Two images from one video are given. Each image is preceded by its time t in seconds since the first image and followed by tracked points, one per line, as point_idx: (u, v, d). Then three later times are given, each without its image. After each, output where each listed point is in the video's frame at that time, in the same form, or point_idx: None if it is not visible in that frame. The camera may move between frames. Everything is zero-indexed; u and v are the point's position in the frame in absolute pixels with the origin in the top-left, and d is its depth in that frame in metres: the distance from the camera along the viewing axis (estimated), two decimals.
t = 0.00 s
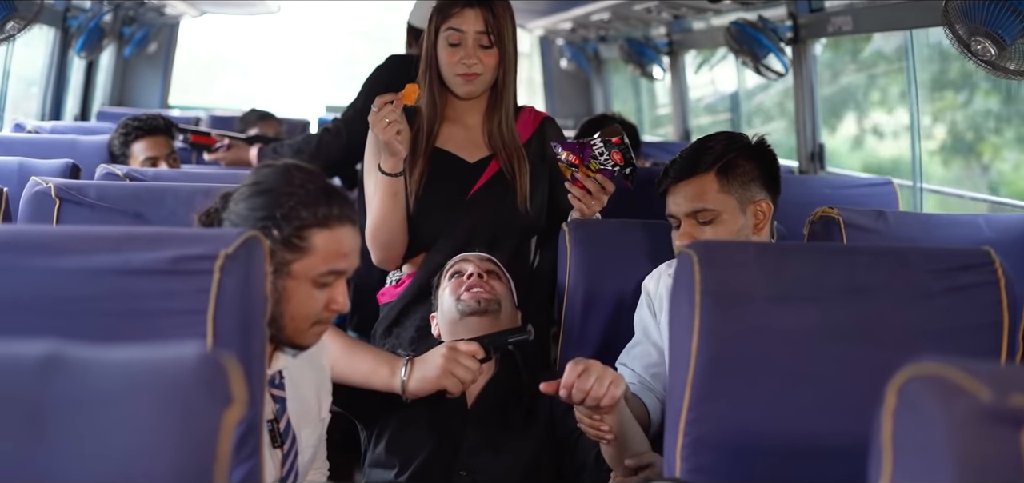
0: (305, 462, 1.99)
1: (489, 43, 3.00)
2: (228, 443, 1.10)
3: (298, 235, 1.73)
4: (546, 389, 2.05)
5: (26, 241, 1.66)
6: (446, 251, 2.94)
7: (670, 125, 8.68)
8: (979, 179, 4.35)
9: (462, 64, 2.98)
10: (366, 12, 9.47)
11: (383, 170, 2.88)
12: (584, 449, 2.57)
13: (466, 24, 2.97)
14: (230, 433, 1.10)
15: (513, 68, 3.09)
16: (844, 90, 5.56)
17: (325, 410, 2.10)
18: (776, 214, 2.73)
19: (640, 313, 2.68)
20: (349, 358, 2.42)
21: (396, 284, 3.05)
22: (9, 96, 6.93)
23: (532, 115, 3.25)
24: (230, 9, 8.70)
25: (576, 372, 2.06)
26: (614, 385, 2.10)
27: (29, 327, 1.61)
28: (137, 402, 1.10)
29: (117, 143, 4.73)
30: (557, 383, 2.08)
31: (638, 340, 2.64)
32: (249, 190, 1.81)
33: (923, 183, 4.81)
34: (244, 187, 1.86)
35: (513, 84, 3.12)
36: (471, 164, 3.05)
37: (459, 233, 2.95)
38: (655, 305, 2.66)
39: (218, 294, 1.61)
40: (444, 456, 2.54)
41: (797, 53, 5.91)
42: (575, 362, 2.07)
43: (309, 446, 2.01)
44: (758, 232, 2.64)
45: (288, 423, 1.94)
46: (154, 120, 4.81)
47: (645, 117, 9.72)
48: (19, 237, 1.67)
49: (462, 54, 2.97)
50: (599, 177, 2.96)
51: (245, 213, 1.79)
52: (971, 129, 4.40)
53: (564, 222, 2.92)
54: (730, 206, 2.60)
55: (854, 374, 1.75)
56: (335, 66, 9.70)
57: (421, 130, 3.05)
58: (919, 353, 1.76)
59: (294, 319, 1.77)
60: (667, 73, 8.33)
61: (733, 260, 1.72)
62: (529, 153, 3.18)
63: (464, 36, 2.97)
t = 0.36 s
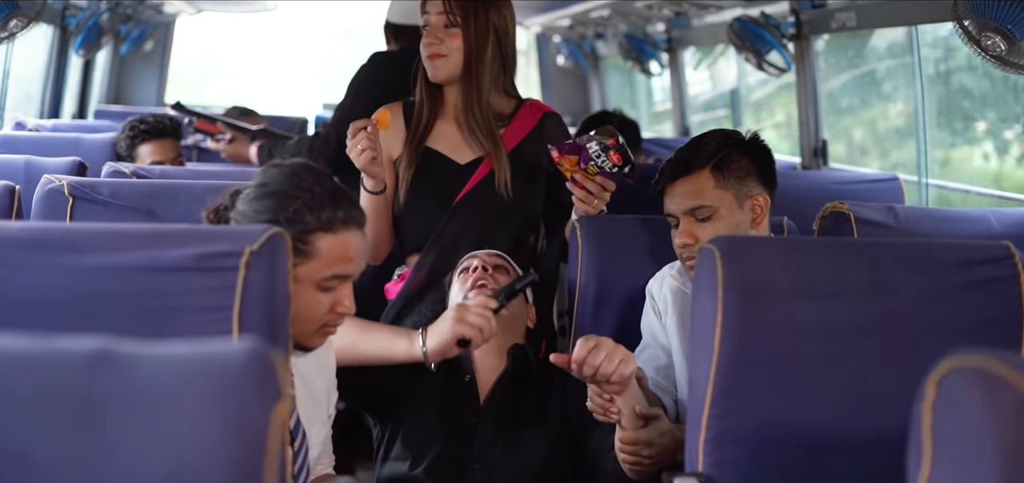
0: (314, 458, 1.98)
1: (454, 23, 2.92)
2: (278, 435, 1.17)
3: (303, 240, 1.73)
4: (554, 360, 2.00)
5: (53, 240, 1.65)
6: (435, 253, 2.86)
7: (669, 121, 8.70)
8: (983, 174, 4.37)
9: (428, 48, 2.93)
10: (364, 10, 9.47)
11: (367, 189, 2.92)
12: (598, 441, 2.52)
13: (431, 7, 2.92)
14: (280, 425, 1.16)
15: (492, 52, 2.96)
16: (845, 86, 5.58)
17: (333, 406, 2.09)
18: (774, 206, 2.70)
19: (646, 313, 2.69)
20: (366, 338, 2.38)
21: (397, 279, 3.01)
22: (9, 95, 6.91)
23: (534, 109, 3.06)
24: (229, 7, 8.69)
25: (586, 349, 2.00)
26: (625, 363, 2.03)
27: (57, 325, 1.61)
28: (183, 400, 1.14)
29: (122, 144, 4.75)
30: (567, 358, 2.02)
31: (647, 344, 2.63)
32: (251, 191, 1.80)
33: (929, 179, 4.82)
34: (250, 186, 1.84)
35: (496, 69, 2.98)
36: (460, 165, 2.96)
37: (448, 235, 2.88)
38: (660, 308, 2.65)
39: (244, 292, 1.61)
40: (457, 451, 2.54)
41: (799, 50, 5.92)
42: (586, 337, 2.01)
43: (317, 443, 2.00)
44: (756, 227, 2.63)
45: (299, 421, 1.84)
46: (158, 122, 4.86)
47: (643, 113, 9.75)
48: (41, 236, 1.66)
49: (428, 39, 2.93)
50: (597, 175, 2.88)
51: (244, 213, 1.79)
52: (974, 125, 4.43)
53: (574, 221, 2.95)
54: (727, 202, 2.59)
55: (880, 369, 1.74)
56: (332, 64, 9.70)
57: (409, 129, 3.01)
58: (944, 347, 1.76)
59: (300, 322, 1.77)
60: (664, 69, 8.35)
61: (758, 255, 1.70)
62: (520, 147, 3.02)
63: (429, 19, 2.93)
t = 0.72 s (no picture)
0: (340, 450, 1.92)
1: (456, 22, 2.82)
2: (310, 424, 1.18)
3: (322, 231, 1.73)
4: (572, 358, 2.00)
5: (75, 234, 1.65)
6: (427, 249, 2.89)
7: (673, 120, 8.71)
8: (990, 171, 4.38)
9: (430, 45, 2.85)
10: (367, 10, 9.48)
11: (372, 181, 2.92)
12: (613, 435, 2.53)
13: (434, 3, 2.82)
14: (311, 415, 1.18)
15: (496, 51, 2.86)
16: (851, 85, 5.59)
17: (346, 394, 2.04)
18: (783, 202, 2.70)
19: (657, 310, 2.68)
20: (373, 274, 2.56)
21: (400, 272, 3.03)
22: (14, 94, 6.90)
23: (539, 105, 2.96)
24: (233, 6, 8.69)
25: (602, 343, 2.01)
26: (640, 356, 2.04)
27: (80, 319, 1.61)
28: (215, 393, 1.14)
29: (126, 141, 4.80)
30: (584, 355, 2.02)
31: (657, 341, 2.63)
32: (267, 183, 1.78)
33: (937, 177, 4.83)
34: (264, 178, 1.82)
35: (499, 67, 2.87)
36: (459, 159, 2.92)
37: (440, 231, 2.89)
38: (670, 305, 2.66)
39: (265, 286, 1.60)
40: (470, 444, 2.54)
41: (806, 48, 5.93)
42: (601, 333, 2.02)
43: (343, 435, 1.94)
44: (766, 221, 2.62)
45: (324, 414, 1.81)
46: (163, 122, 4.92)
47: (647, 111, 9.77)
48: (62, 231, 1.66)
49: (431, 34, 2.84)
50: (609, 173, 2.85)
51: (256, 203, 1.76)
52: (981, 122, 4.43)
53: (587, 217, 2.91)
54: (738, 196, 2.58)
55: (901, 363, 1.73)
56: (336, 64, 9.71)
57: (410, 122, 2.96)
58: (964, 342, 1.75)
59: (318, 313, 1.76)
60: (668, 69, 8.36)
61: (778, 249, 1.70)
62: (519, 145, 2.93)
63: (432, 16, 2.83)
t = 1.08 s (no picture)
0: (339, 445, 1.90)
1: (480, 36, 2.96)
2: (323, 432, 1.17)
3: (343, 235, 1.73)
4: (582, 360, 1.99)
5: (82, 236, 1.65)
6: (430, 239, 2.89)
7: (676, 119, 8.71)
8: (995, 172, 4.37)
9: (453, 56, 2.96)
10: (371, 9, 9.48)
11: (384, 180, 2.81)
12: (619, 437, 2.53)
13: (459, 18, 2.92)
14: (325, 423, 1.17)
15: (511, 60, 3.03)
16: (855, 85, 5.59)
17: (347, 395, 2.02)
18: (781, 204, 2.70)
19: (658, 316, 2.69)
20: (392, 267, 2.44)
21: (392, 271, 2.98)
22: (18, 93, 6.90)
23: (534, 105, 3.10)
24: (236, 5, 8.69)
25: (609, 351, 1.99)
26: (648, 363, 2.02)
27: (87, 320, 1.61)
28: (228, 398, 1.14)
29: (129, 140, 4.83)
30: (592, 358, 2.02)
31: (660, 347, 2.65)
32: (285, 186, 1.79)
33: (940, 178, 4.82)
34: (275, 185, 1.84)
35: (513, 75, 3.05)
36: (459, 156, 2.97)
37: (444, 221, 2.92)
38: (670, 309, 2.67)
39: (274, 288, 1.60)
40: (476, 444, 2.53)
41: (810, 49, 5.94)
42: (609, 339, 2.00)
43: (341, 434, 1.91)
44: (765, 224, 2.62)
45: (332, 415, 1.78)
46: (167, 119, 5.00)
47: (650, 111, 9.77)
48: (70, 232, 1.66)
49: (455, 47, 2.94)
50: (591, 165, 2.89)
51: (271, 207, 1.78)
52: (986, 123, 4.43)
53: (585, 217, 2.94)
54: (735, 198, 2.59)
55: (911, 367, 1.73)
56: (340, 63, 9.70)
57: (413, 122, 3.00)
58: (972, 345, 1.75)
59: (334, 316, 1.75)
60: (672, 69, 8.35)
61: (785, 251, 1.70)
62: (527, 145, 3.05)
63: (455, 30, 2.94)
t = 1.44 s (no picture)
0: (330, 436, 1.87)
1: (483, 36, 2.94)
2: (307, 430, 1.18)
3: (346, 235, 1.73)
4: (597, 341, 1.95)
5: (73, 234, 1.66)
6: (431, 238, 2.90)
7: (673, 118, 8.72)
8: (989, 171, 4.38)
9: (455, 55, 2.92)
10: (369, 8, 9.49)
11: (389, 182, 2.81)
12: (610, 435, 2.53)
13: (461, 17, 2.90)
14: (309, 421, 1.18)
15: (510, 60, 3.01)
16: (849, 84, 5.60)
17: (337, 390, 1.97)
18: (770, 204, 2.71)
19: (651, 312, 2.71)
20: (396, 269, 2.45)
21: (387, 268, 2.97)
22: (15, 90, 6.91)
23: (528, 103, 3.09)
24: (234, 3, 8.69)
25: (628, 334, 1.96)
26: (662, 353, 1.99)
27: (77, 318, 1.62)
28: (213, 396, 1.15)
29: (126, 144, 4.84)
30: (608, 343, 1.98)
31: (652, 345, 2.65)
32: (284, 186, 1.77)
33: (934, 177, 4.83)
34: (270, 184, 1.82)
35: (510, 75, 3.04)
36: (459, 155, 2.97)
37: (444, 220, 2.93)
38: (665, 310, 2.68)
39: (263, 287, 1.61)
40: (467, 441, 2.54)
41: (805, 48, 5.94)
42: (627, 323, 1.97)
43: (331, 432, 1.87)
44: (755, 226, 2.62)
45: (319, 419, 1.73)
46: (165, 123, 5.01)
47: (647, 109, 9.79)
48: (60, 230, 1.67)
49: (457, 47, 2.92)
50: (558, 160, 2.83)
51: (266, 208, 1.77)
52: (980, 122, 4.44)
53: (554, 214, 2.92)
54: (725, 203, 2.59)
55: (899, 364, 1.74)
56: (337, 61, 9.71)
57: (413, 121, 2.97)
58: (957, 343, 1.75)
59: (335, 315, 1.77)
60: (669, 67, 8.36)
61: (773, 250, 1.70)
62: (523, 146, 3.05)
63: (458, 29, 2.91)
